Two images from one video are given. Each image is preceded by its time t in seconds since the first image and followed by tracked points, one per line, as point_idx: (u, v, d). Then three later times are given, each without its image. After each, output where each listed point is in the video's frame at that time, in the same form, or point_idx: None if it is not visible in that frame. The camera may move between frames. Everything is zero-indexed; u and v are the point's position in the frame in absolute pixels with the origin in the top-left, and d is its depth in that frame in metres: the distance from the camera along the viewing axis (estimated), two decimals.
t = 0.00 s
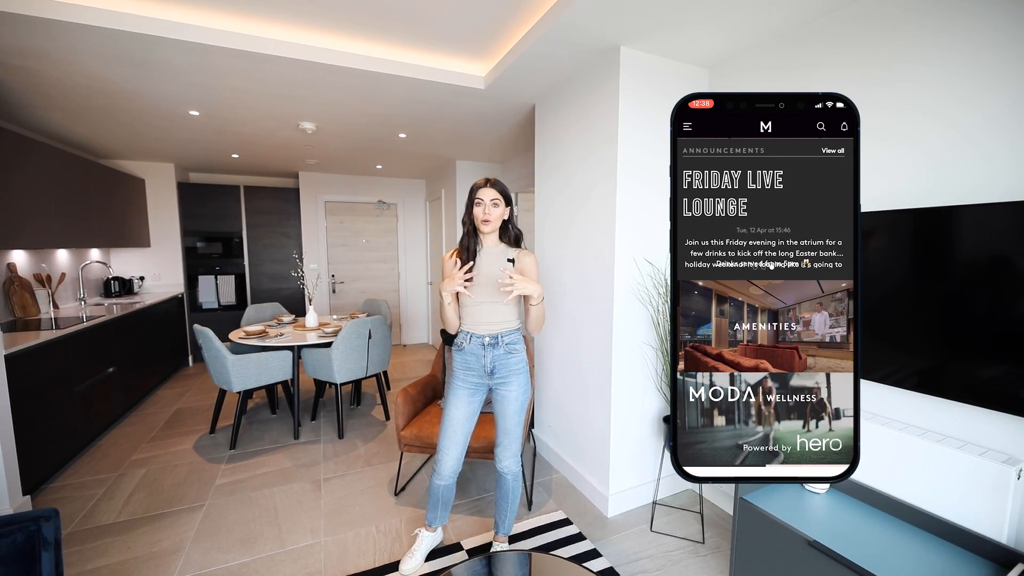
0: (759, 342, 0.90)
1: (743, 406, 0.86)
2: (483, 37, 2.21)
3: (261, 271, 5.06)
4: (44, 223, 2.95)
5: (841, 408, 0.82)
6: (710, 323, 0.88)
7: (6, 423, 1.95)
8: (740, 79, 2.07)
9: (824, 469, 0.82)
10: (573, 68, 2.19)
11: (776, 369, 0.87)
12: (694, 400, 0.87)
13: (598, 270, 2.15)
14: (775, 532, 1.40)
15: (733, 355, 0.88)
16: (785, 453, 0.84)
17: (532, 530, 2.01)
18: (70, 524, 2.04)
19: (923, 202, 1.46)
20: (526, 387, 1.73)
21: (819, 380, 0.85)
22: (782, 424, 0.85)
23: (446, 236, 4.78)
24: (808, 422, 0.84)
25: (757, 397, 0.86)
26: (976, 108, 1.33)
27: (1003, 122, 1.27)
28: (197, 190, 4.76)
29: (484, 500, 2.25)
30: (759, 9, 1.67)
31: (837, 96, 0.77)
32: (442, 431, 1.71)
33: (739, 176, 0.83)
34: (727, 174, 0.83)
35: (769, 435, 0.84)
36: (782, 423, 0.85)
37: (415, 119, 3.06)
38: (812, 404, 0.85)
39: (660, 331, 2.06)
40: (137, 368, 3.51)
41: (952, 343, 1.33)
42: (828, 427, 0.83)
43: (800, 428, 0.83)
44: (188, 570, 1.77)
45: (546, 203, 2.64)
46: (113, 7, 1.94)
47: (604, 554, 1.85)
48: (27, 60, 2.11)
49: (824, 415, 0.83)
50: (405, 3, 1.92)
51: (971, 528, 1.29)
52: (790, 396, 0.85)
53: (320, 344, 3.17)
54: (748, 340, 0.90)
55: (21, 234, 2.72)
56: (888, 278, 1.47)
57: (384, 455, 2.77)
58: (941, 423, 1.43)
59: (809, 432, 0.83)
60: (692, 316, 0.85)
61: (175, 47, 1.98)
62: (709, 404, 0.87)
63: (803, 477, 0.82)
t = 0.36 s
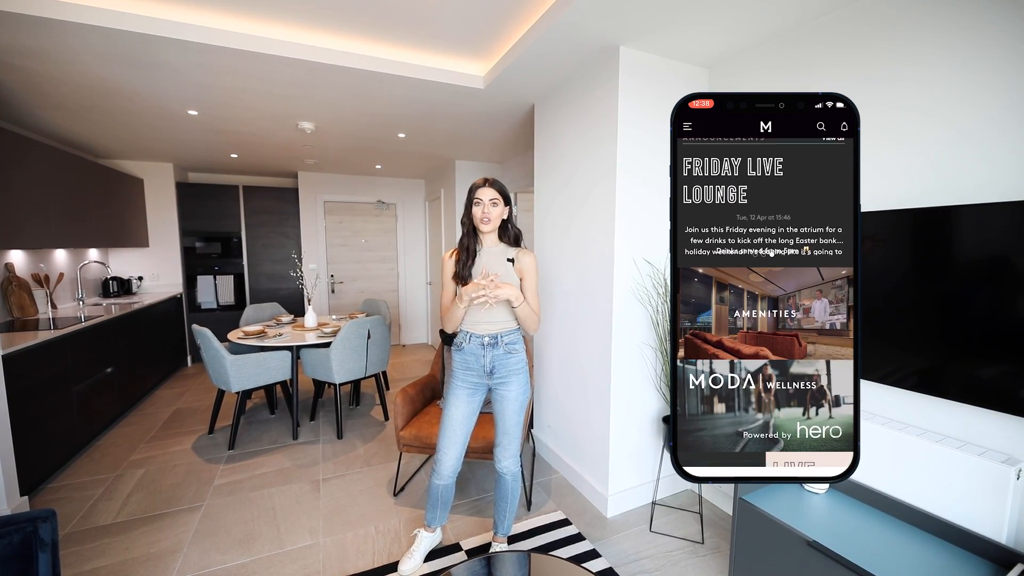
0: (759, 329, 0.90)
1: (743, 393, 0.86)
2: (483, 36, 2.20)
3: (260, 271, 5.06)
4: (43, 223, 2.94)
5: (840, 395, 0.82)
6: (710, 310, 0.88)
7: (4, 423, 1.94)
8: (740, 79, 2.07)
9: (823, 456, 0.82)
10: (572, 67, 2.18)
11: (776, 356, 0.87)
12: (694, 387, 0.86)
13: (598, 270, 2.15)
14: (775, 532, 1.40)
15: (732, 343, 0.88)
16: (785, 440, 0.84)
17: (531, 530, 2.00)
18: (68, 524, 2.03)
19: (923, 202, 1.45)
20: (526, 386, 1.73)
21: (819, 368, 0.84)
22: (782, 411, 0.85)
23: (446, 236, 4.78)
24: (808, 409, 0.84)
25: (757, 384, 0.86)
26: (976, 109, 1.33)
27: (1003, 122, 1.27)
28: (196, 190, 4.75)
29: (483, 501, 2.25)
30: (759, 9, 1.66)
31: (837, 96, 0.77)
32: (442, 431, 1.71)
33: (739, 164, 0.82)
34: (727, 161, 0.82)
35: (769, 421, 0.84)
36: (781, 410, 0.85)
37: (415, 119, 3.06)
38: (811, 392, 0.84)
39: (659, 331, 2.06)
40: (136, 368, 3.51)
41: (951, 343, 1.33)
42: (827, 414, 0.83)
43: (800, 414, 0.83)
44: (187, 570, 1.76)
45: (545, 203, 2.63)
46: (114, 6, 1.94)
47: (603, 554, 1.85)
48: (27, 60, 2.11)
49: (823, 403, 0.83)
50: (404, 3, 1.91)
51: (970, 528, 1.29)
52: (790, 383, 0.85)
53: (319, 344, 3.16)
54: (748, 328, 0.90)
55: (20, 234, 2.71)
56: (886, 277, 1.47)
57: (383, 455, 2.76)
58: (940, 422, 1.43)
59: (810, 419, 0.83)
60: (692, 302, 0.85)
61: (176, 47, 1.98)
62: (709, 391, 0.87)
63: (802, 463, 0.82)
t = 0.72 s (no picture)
0: (759, 216, 0.84)
1: (743, 278, 0.81)
2: (483, 35, 2.20)
3: (259, 271, 5.05)
4: (42, 223, 2.94)
5: (841, 280, 0.78)
6: (710, 195, 0.82)
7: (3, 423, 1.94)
8: (740, 78, 2.07)
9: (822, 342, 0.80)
10: (572, 66, 2.18)
11: (776, 243, 0.82)
12: (694, 273, 0.82)
13: (598, 269, 2.14)
14: (775, 532, 1.40)
15: (732, 229, 0.83)
16: (785, 325, 0.81)
17: (531, 530, 2.00)
18: (68, 524, 2.03)
19: (923, 202, 1.45)
20: (526, 386, 1.72)
21: (819, 254, 0.80)
22: (782, 296, 0.81)
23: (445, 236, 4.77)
24: (808, 295, 0.80)
25: (757, 269, 0.81)
26: (975, 108, 1.33)
27: (1004, 122, 1.27)
28: (196, 189, 4.75)
29: (483, 501, 2.25)
30: (759, 8, 1.66)
31: (837, 96, 0.76)
32: (442, 431, 1.71)
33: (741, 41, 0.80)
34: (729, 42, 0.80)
35: (769, 307, 0.81)
36: (782, 296, 0.81)
37: (415, 119, 3.06)
38: (811, 277, 0.80)
39: (659, 331, 2.06)
40: (136, 368, 3.51)
41: (951, 344, 1.33)
42: (827, 299, 0.80)
43: (800, 300, 0.80)
44: (187, 570, 1.76)
45: (545, 203, 2.63)
46: (114, 5, 1.94)
47: (604, 554, 1.85)
48: (27, 59, 2.11)
49: (824, 288, 0.80)
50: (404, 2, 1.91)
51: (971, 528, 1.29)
52: (790, 269, 0.81)
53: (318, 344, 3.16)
54: (748, 214, 0.84)
55: (19, 233, 2.71)
56: (886, 277, 1.47)
57: (383, 455, 2.76)
58: (941, 422, 1.43)
59: (810, 304, 0.80)
60: (691, 188, 0.81)
61: (176, 47, 1.98)
62: (709, 275, 0.82)
63: (801, 349, 0.81)
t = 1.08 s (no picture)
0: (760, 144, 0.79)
1: (743, 209, 0.79)
2: (482, 34, 2.19)
3: (258, 271, 5.05)
4: (41, 223, 2.93)
5: (841, 211, 0.76)
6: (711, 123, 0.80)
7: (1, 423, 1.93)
8: (739, 78, 2.06)
9: (823, 272, 0.78)
10: (571, 66, 2.17)
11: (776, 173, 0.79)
12: (694, 203, 0.79)
13: (597, 269, 2.14)
14: (774, 532, 1.40)
15: (733, 159, 0.79)
16: (785, 256, 0.79)
17: (531, 530, 2.00)
18: (66, 525, 2.03)
19: (922, 202, 1.45)
20: (525, 386, 1.72)
21: (819, 184, 0.78)
22: (782, 227, 0.78)
23: (445, 236, 4.77)
24: (807, 226, 0.78)
25: (757, 200, 0.79)
26: (976, 107, 1.32)
27: (1004, 121, 1.26)
28: (196, 189, 4.74)
29: (482, 501, 2.25)
30: (759, 6, 1.66)
31: (837, 95, 0.75)
32: (441, 430, 1.70)
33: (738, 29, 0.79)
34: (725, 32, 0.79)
35: (769, 238, 0.78)
36: (782, 227, 0.79)
37: (415, 118, 3.06)
38: (812, 208, 0.78)
39: (659, 331, 2.05)
40: (134, 368, 3.50)
41: (951, 343, 1.33)
42: (828, 230, 0.77)
43: (800, 231, 0.78)
44: (185, 571, 1.76)
45: (544, 202, 2.63)
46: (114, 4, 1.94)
47: (603, 554, 1.84)
48: (26, 59, 2.10)
49: (824, 219, 0.77)
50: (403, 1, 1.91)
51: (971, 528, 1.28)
52: (790, 199, 0.78)
53: (317, 344, 3.15)
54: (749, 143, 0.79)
55: (18, 233, 2.70)
56: (886, 277, 1.47)
57: (382, 455, 2.76)
58: (941, 422, 1.43)
59: (810, 235, 0.77)
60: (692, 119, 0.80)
61: (176, 46, 1.98)
62: (709, 206, 0.79)
63: (802, 280, 0.78)
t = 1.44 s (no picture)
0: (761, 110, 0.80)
1: (743, 175, 0.79)
2: (481, 33, 2.19)
3: (258, 271, 5.04)
4: (40, 223, 2.93)
5: (841, 177, 0.76)
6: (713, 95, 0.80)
7: None
8: (739, 76, 2.06)
9: (823, 240, 0.77)
10: (571, 64, 2.16)
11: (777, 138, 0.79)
12: (693, 170, 0.80)
13: (597, 269, 2.14)
14: (774, 533, 1.39)
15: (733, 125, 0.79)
16: (785, 223, 0.78)
17: (530, 530, 1.99)
18: (64, 526, 2.02)
19: (922, 201, 1.44)
20: (523, 386, 1.71)
21: (819, 151, 0.77)
22: (782, 194, 0.78)
23: (445, 235, 4.77)
24: (808, 192, 0.78)
25: (757, 166, 0.79)
26: (975, 106, 1.32)
27: (1005, 120, 1.26)
28: (195, 189, 4.74)
29: (481, 501, 2.24)
30: (759, 5, 1.65)
31: (838, 95, 0.74)
32: (439, 430, 1.69)
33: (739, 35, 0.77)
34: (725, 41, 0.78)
35: (769, 205, 0.78)
36: (782, 193, 0.78)
37: (414, 118, 3.06)
38: (812, 175, 0.78)
39: (659, 330, 2.05)
40: (133, 369, 3.49)
41: (951, 343, 1.32)
42: (827, 197, 0.76)
43: (800, 198, 0.77)
44: (183, 571, 1.75)
45: (544, 201, 2.62)
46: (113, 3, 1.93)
47: (603, 554, 1.84)
48: (25, 58, 2.10)
49: (824, 186, 0.77)
50: None
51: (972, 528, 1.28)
52: (790, 165, 0.78)
53: (316, 344, 3.15)
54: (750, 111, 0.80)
55: (16, 233, 2.70)
56: (887, 276, 1.46)
57: (381, 455, 2.75)
58: (942, 422, 1.42)
59: (809, 202, 0.77)
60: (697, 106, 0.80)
61: (174, 45, 1.97)
62: (709, 173, 0.79)
63: (801, 247, 0.78)
